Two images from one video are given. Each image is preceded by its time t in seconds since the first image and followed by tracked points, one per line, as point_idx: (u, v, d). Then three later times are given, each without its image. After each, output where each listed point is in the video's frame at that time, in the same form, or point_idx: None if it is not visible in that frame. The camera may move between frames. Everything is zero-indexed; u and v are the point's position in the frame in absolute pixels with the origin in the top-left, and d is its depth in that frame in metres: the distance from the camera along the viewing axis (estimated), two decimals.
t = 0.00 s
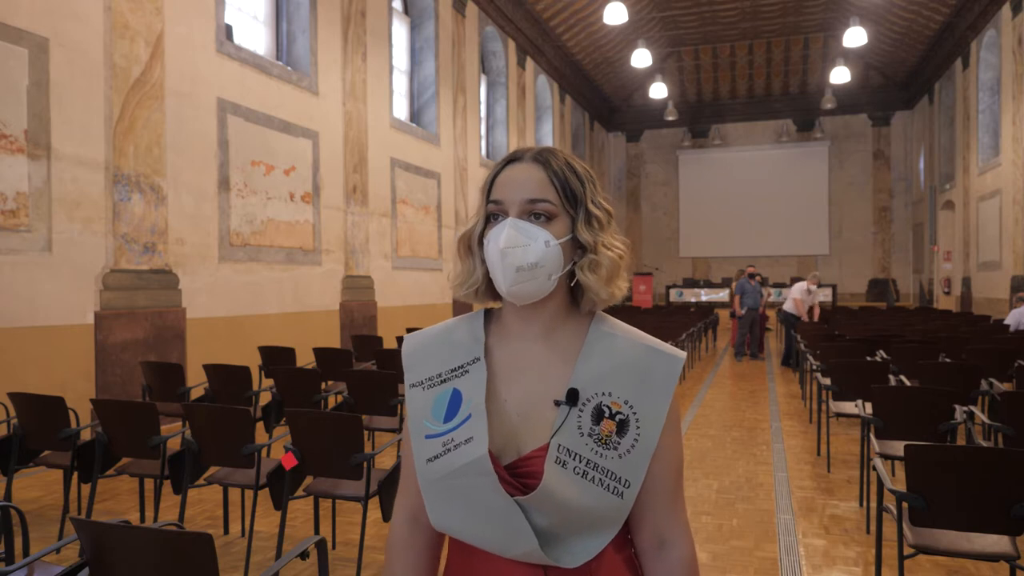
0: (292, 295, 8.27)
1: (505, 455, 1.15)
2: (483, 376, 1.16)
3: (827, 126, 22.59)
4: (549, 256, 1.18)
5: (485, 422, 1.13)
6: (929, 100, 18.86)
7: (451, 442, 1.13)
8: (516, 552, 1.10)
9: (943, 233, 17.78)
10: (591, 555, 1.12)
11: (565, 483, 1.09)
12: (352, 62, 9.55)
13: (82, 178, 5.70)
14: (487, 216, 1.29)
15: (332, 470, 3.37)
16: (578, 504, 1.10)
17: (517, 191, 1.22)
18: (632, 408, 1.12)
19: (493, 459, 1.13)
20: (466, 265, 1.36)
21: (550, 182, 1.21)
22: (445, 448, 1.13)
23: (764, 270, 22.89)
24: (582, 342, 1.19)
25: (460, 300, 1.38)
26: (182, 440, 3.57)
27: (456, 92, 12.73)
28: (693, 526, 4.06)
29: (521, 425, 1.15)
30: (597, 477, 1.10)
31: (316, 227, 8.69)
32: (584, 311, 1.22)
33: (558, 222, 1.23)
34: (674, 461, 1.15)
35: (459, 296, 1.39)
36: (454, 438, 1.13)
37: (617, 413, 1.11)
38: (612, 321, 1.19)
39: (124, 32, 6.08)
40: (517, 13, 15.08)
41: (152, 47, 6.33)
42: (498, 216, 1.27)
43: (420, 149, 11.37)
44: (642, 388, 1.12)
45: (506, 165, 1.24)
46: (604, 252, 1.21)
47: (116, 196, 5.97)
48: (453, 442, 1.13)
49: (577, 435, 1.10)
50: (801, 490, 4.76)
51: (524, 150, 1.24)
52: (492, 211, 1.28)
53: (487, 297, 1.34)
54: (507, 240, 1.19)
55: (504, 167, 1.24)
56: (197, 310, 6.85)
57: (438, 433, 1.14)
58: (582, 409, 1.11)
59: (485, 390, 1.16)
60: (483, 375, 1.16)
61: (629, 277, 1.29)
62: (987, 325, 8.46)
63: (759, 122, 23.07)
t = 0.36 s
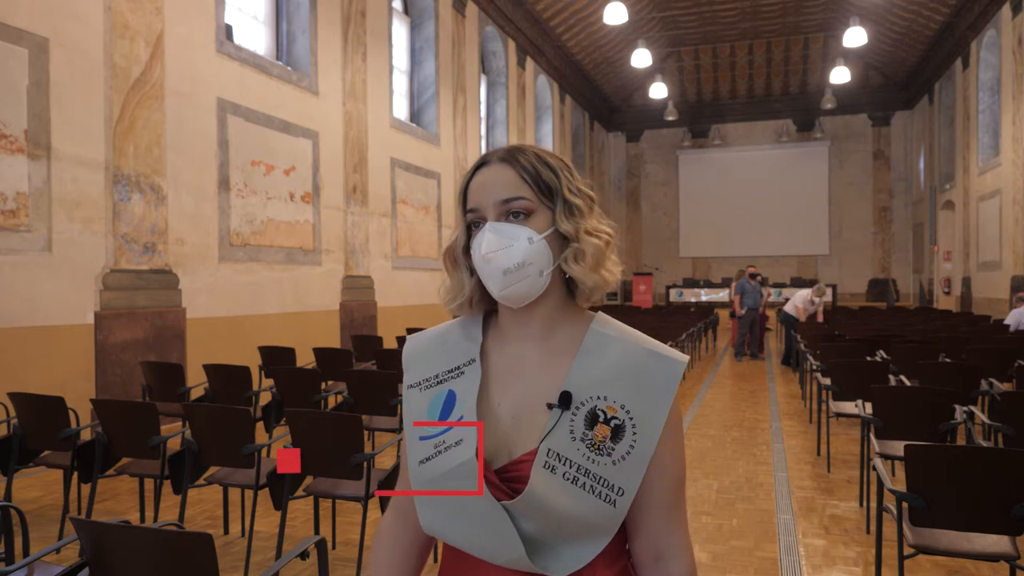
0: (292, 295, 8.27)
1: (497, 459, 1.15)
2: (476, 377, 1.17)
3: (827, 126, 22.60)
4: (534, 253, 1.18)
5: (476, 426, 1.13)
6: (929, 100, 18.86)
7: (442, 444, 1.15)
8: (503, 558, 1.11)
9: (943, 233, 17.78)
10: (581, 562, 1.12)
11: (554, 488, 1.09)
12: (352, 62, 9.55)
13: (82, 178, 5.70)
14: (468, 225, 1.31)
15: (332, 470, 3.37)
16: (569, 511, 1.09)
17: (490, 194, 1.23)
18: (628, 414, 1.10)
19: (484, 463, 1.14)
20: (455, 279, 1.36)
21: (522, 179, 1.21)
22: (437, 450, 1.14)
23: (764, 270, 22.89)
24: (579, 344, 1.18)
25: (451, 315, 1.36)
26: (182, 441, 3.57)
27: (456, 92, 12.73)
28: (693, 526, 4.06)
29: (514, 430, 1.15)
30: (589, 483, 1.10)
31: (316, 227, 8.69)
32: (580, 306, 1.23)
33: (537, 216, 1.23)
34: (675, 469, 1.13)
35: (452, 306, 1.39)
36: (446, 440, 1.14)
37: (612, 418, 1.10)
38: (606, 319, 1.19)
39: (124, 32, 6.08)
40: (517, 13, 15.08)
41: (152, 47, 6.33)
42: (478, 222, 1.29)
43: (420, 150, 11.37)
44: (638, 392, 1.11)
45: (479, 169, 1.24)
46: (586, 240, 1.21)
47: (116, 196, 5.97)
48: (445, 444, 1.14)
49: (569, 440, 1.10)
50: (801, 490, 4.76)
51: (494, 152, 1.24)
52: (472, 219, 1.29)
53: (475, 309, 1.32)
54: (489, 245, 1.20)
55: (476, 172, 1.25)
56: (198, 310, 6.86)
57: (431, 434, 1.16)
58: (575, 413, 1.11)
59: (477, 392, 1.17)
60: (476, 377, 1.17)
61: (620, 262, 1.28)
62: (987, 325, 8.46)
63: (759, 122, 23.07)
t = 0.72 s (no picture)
0: (292, 295, 8.27)
1: (495, 462, 1.16)
2: (476, 377, 1.18)
3: (827, 126, 22.60)
4: (531, 247, 1.18)
5: (474, 427, 1.14)
6: (929, 100, 18.86)
7: (440, 444, 1.15)
8: (497, 562, 1.11)
9: (943, 233, 17.78)
10: (576, 569, 1.11)
11: (551, 494, 1.09)
12: (352, 62, 9.55)
13: (82, 178, 5.70)
14: (469, 220, 1.32)
15: (332, 470, 3.37)
16: (565, 517, 1.09)
17: (490, 188, 1.23)
18: (628, 420, 1.10)
19: (481, 466, 1.14)
20: (454, 273, 1.37)
21: (522, 174, 1.21)
22: (434, 450, 1.15)
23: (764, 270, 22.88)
24: (579, 348, 1.17)
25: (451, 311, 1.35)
26: (182, 440, 3.57)
27: (456, 91, 12.73)
28: (693, 526, 4.06)
29: (512, 433, 1.15)
30: (586, 491, 1.09)
31: (316, 227, 8.69)
32: (579, 306, 1.22)
33: (536, 212, 1.23)
34: (676, 476, 1.13)
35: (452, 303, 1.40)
36: (443, 441, 1.15)
37: (611, 424, 1.10)
38: (608, 321, 1.19)
39: (124, 33, 6.08)
40: (517, 13, 15.07)
41: (152, 47, 6.33)
42: (479, 218, 1.30)
43: (420, 150, 11.37)
44: (639, 395, 1.11)
45: (481, 164, 1.26)
46: (583, 236, 1.19)
47: (116, 196, 5.97)
48: (442, 444, 1.15)
49: (567, 446, 1.10)
50: (801, 490, 4.76)
51: (497, 149, 1.26)
52: (472, 214, 1.30)
53: (473, 305, 1.32)
54: (485, 239, 1.22)
55: (479, 168, 1.27)
56: (198, 310, 6.86)
57: (429, 434, 1.17)
58: (574, 419, 1.11)
59: (476, 393, 1.17)
60: (476, 378, 1.18)
61: (622, 264, 1.26)
62: (987, 325, 8.46)
63: (759, 122, 23.07)
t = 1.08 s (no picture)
0: (292, 295, 8.27)
1: (492, 458, 1.16)
2: (471, 375, 1.18)
3: (827, 126, 22.61)
4: (528, 252, 1.19)
5: (471, 424, 1.14)
6: (929, 100, 18.86)
7: (438, 443, 1.16)
8: (497, 556, 1.11)
9: (943, 233, 17.79)
10: (574, 562, 1.11)
11: (544, 487, 1.09)
12: (352, 62, 9.55)
13: (82, 178, 5.70)
14: (468, 216, 1.31)
15: (332, 470, 3.37)
16: (561, 510, 1.09)
17: (493, 188, 1.23)
18: (621, 413, 1.10)
19: (478, 461, 1.14)
20: (451, 266, 1.38)
21: (526, 176, 1.21)
22: (433, 449, 1.15)
23: (764, 270, 22.88)
24: (573, 342, 1.18)
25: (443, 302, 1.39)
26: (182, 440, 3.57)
27: (456, 91, 12.73)
28: (693, 526, 4.07)
29: (506, 430, 1.16)
30: (580, 482, 1.09)
31: (316, 227, 8.69)
32: (573, 307, 1.21)
33: (537, 216, 1.23)
34: (670, 464, 1.13)
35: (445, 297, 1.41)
36: (441, 440, 1.16)
37: (604, 416, 1.10)
38: (602, 318, 1.19)
39: (124, 32, 6.08)
40: (517, 13, 15.07)
41: (152, 47, 6.33)
42: (478, 214, 1.29)
43: (420, 150, 11.37)
44: (633, 388, 1.11)
45: (484, 162, 1.25)
46: (582, 247, 1.19)
47: (116, 196, 5.96)
48: (440, 443, 1.15)
49: (559, 439, 1.10)
50: (801, 490, 4.76)
51: (501, 148, 1.25)
52: (472, 210, 1.30)
53: (467, 299, 1.36)
54: (484, 238, 1.21)
55: (482, 165, 1.26)
56: (198, 310, 6.86)
57: (427, 434, 1.17)
58: (567, 413, 1.11)
59: (472, 391, 1.18)
60: (470, 376, 1.18)
61: (614, 273, 1.26)
62: (987, 325, 8.45)
63: (759, 122, 23.06)
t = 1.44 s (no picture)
0: (292, 295, 8.27)
1: (495, 451, 1.16)
2: (474, 372, 1.18)
3: (827, 126, 22.61)
4: (539, 254, 1.19)
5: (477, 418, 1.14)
6: (929, 100, 18.86)
7: (444, 438, 1.16)
8: (503, 546, 1.12)
9: (943, 233, 17.79)
10: (575, 549, 1.11)
11: (544, 479, 1.09)
12: (352, 62, 9.55)
13: (82, 178, 5.70)
14: (481, 211, 1.30)
15: (332, 470, 3.37)
16: (561, 500, 1.09)
17: (511, 188, 1.23)
18: (617, 403, 1.10)
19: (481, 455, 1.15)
20: (459, 256, 1.37)
21: (546, 181, 1.22)
22: (439, 444, 1.16)
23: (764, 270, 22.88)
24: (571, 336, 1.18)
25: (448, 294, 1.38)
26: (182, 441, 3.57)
27: (456, 92, 12.73)
28: (693, 526, 4.06)
29: (508, 422, 1.16)
30: (579, 472, 1.10)
31: (316, 227, 8.69)
32: (575, 306, 1.22)
33: (550, 220, 1.24)
34: (666, 451, 1.13)
35: (448, 289, 1.40)
36: (446, 435, 1.16)
37: (600, 407, 1.11)
38: (606, 313, 1.19)
39: (124, 32, 6.08)
40: (517, 13, 15.07)
41: (152, 47, 6.33)
42: (490, 210, 1.28)
43: (420, 150, 11.37)
44: (628, 378, 1.11)
45: (504, 161, 1.24)
46: (598, 254, 1.22)
47: (116, 196, 5.97)
48: (446, 438, 1.16)
49: (557, 432, 1.10)
50: (801, 490, 4.76)
51: (522, 149, 1.25)
52: (485, 204, 1.28)
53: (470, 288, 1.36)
54: (498, 235, 1.19)
55: (502, 163, 1.25)
56: (197, 309, 6.85)
57: (432, 430, 1.18)
58: (564, 405, 1.11)
59: (476, 386, 1.18)
60: (473, 372, 1.18)
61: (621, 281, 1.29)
62: (987, 326, 8.45)
63: (759, 122, 23.07)
